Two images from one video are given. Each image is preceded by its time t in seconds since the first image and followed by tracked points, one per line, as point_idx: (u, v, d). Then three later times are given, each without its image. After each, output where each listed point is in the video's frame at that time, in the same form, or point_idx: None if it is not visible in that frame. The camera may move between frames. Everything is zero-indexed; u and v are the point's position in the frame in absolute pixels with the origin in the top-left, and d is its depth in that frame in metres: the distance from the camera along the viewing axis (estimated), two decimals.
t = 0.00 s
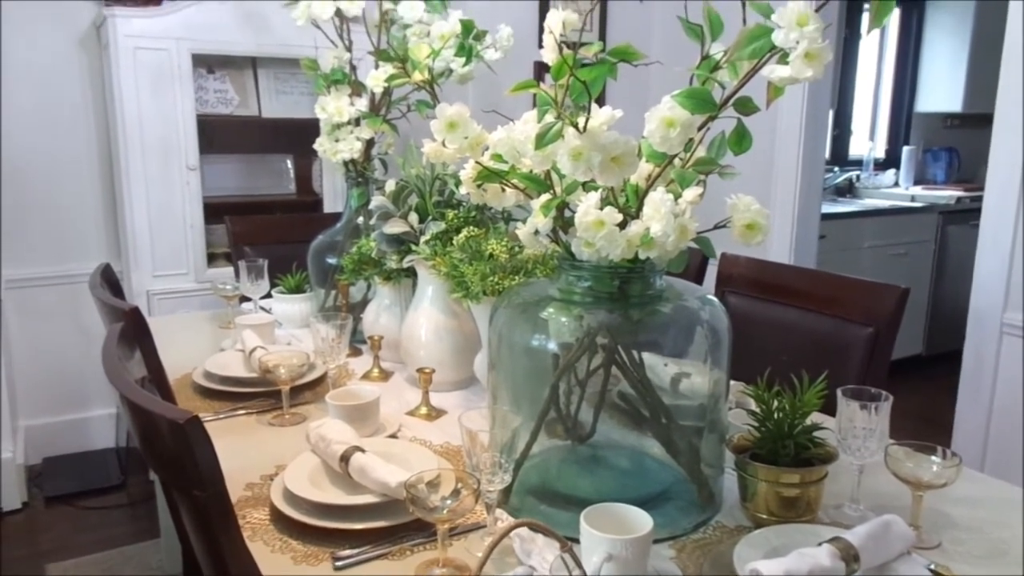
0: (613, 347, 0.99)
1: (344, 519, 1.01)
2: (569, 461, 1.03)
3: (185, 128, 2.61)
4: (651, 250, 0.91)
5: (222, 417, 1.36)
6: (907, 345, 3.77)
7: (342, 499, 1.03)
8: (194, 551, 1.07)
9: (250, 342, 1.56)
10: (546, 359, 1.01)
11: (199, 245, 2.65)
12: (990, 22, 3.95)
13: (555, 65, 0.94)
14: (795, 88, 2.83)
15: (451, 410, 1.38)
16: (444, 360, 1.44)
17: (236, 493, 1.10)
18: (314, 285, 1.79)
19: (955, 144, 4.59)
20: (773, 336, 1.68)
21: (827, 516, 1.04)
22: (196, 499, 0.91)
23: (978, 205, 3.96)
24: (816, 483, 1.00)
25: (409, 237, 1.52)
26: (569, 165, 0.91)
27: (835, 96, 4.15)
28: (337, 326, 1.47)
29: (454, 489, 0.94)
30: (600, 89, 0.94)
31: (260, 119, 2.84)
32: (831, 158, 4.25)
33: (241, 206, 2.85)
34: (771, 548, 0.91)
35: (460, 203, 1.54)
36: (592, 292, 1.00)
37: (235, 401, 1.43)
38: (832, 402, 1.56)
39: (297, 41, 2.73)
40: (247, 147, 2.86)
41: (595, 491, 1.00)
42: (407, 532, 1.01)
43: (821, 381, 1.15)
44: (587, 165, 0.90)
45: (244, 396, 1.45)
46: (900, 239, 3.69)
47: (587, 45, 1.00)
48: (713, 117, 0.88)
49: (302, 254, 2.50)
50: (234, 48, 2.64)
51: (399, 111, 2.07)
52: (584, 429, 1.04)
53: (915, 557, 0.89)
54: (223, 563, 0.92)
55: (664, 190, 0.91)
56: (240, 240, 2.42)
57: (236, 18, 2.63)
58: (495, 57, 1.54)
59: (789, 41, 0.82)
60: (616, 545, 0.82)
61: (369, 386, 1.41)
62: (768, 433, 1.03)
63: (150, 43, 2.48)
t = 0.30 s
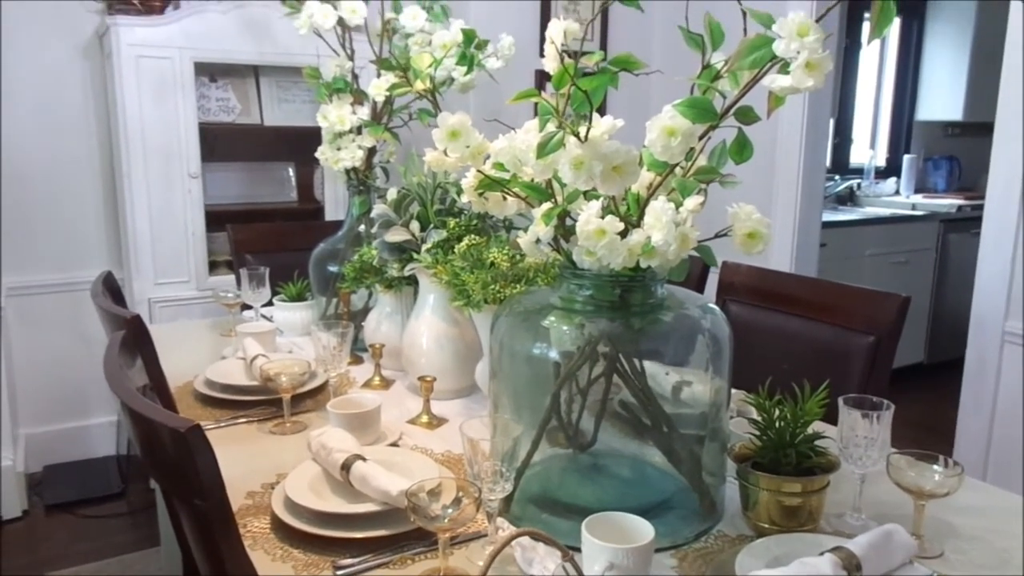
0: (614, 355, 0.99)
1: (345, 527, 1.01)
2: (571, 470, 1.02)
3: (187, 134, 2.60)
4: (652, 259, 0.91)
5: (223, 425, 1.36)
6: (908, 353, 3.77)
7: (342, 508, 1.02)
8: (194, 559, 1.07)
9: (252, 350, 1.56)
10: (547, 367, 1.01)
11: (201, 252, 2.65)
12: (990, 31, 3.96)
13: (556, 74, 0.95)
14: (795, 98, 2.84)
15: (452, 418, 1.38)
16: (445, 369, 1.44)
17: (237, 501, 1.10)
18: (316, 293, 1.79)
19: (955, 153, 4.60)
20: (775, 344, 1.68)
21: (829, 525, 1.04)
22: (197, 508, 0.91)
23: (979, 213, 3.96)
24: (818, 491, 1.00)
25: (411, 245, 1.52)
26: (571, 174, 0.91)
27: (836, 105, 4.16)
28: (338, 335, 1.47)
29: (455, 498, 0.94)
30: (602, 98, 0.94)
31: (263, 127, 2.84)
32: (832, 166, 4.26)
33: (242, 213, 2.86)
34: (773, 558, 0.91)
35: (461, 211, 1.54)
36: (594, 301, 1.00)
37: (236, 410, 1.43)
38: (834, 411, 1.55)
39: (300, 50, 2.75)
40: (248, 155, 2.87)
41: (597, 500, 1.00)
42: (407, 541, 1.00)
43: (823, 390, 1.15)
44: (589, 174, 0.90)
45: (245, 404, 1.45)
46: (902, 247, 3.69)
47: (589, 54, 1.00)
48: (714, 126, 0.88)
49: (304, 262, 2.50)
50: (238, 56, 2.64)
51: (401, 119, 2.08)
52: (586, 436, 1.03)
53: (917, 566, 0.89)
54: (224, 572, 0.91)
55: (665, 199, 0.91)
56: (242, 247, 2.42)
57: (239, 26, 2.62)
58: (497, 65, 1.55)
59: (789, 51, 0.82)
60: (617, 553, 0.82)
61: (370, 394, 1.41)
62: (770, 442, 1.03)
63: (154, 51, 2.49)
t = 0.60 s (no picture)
0: (616, 364, 0.99)
1: (347, 537, 1.01)
2: (572, 480, 1.02)
3: (190, 141, 2.61)
4: (654, 269, 0.91)
5: (225, 433, 1.36)
6: (909, 363, 3.77)
7: (344, 517, 1.02)
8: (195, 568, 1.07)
9: (253, 359, 1.56)
10: (549, 376, 1.01)
11: (203, 260, 2.66)
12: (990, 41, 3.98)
13: (558, 84, 0.95)
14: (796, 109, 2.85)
15: (453, 427, 1.38)
16: (446, 378, 1.44)
17: (238, 510, 1.10)
18: (318, 302, 1.78)
19: (956, 163, 4.61)
20: (777, 354, 1.68)
21: (830, 535, 1.04)
22: (199, 517, 0.91)
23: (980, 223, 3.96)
24: (820, 502, 1.00)
25: (413, 254, 1.53)
26: (573, 184, 0.91)
27: (837, 115, 4.17)
28: (340, 343, 1.47)
29: (457, 507, 0.94)
30: (604, 109, 0.94)
31: (265, 136, 2.85)
32: (832, 176, 4.27)
33: (245, 222, 2.87)
34: (774, 569, 0.91)
35: (463, 220, 1.54)
36: (595, 310, 1.00)
37: (237, 418, 1.43)
38: (836, 421, 1.55)
39: (303, 59, 2.76)
40: (251, 163, 2.87)
41: (597, 509, 1.00)
42: (408, 551, 1.00)
43: (824, 400, 1.15)
44: (591, 184, 0.90)
45: (247, 412, 1.45)
46: (903, 256, 3.69)
47: (590, 64, 1.01)
48: (716, 137, 0.88)
49: (306, 270, 2.51)
50: (236, 65, 2.65)
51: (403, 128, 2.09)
52: (587, 445, 1.03)
53: None
54: None
55: (667, 209, 0.92)
56: (244, 256, 2.42)
57: (242, 36, 2.64)
58: (499, 75, 1.55)
59: (791, 63, 0.83)
60: (619, 564, 0.81)
61: (372, 403, 1.41)
62: (772, 452, 1.03)
63: (157, 60, 2.51)
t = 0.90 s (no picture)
0: (617, 374, 1.00)
1: (348, 547, 1.01)
2: (574, 489, 1.02)
3: (191, 151, 2.65)
4: (655, 279, 0.92)
5: (226, 443, 1.36)
6: (910, 372, 3.77)
7: (345, 527, 1.02)
8: None
9: (254, 368, 1.56)
10: (550, 385, 1.01)
11: (204, 270, 2.67)
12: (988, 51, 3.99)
13: (559, 95, 0.96)
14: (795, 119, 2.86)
15: (454, 437, 1.38)
16: (447, 387, 1.44)
17: (240, 520, 1.09)
18: (318, 311, 1.79)
19: (955, 172, 4.62)
20: (778, 364, 1.68)
21: (832, 545, 1.03)
22: (201, 527, 0.91)
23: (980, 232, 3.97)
24: (822, 511, 1.00)
25: (414, 264, 1.54)
26: (574, 194, 0.91)
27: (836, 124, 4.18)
28: (341, 352, 1.47)
29: (459, 517, 0.94)
30: (605, 119, 0.95)
31: (265, 146, 2.86)
32: (832, 185, 4.27)
33: (246, 231, 2.88)
34: None
35: (464, 230, 1.55)
36: (596, 320, 1.00)
37: (238, 428, 1.43)
38: (837, 430, 1.55)
39: (304, 69, 2.77)
40: (252, 173, 2.88)
41: (599, 519, 1.00)
42: (410, 561, 1.00)
43: (826, 409, 1.15)
44: (592, 194, 0.90)
45: (248, 422, 1.45)
46: (903, 265, 3.70)
47: (591, 75, 1.01)
48: (717, 147, 0.88)
49: (306, 280, 2.51)
50: (236, 75, 2.66)
51: (404, 138, 2.09)
52: (588, 455, 1.03)
53: None
54: None
55: (668, 219, 0.92)
56: (244, 265, 2.43)
57: (244, 46, 2.65)
58: (499, 85, 1.56)
59: (790, 73, 0.83)
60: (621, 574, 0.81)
61: (372, 412, 1.41)
62: (773, 461, 1.03)
63: (158, 71, 2.52)
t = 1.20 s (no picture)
0: (618, 384, 1.00)
1: (348, 557, 1.01)
2: (575, 499, 1.02)
3: (193, 160, 2.64)
4: (656, 288, 0.92)
5: (226, 452, 1.36)
6: (910, 382, 3.77)
7: (345, 536, 1.02)
8: None
9: (255, 377, 1.56)
10: (551, 395, 1.02)
11: (204, 278, 2.68)
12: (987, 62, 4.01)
13: (561, 105, 0.97)
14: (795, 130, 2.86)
15: (455, 446, 1.38)
16: (448, 396, 1.44)
17: (240, 529, 1.09)
18: (319, 320, 1.79)
19: (954, 182, 4.63)
20: (779, 374, 1.68)
21: (834, 555, 1.03)
22: (201, 535, 0.91)
23: (980, 242, 3.97)
24: (824, 521, 1.00)
25: (415, 273, 1.53)
26: (576, 204, 0.91)
27: (836, 135, 4.19)
28: (342, 361, 1.47)
29: (460, 526, 0.94)
30: (607, 130, 0.95)
31: (267, 155, 2.87)
32: (832, 195, 4.28)
33: (247, 240, 2.88)
34: None
35: (465, 239, 1.55)
36: (598, 329, 1.00)
37: (239, 437, 1.43)
38: (838, 440, 1.55)
39: (306, 79, 2.78)
40: (254, 183, 2.90)
41: (600, 528, 1.00)
42: (411, 570, 1.00)
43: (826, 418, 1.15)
44: (594, 205, 0.91)
45: (248, 431, 1.45)
46: (902, 275, 3.70)
47: (592, 85, 1.02)
48: (717, 157, 0.89)
49: (307, 289, 2.51)
50: (237, 84, 2.67)
51: (406, 147, 2.10)
52: (589, 464, 1.03)
53: None
54: None
55: (670, 229, 0.92)
56: (245, 273, 2.43)
57: (245, 56, 2.66)
58: (500, 95, 1.57)
59: (791, 85, 0.84)
60: None
61: (372, 421, 1.41)
62: (775, 471, 1.03)
63: (160, 80, 2.53)
